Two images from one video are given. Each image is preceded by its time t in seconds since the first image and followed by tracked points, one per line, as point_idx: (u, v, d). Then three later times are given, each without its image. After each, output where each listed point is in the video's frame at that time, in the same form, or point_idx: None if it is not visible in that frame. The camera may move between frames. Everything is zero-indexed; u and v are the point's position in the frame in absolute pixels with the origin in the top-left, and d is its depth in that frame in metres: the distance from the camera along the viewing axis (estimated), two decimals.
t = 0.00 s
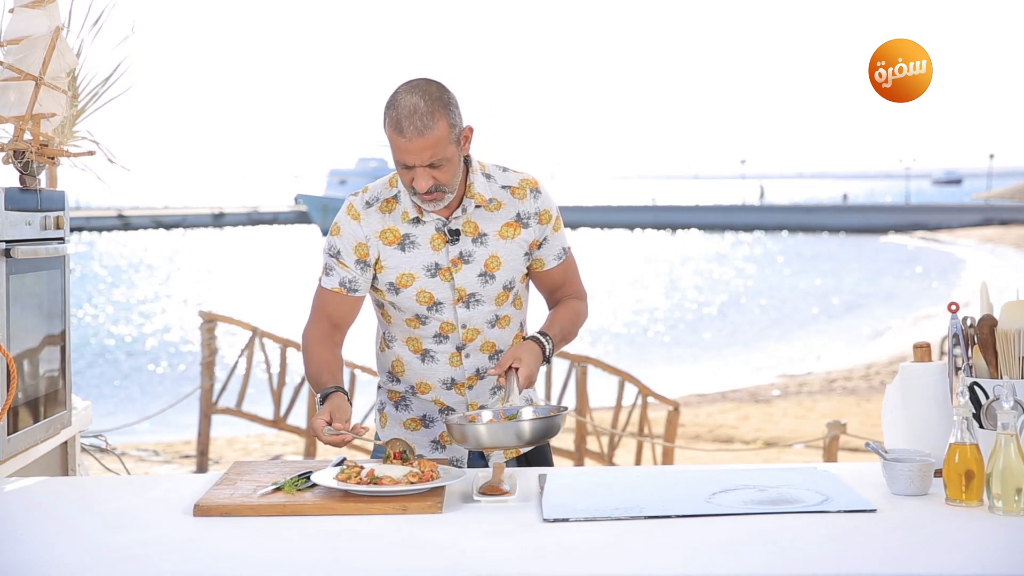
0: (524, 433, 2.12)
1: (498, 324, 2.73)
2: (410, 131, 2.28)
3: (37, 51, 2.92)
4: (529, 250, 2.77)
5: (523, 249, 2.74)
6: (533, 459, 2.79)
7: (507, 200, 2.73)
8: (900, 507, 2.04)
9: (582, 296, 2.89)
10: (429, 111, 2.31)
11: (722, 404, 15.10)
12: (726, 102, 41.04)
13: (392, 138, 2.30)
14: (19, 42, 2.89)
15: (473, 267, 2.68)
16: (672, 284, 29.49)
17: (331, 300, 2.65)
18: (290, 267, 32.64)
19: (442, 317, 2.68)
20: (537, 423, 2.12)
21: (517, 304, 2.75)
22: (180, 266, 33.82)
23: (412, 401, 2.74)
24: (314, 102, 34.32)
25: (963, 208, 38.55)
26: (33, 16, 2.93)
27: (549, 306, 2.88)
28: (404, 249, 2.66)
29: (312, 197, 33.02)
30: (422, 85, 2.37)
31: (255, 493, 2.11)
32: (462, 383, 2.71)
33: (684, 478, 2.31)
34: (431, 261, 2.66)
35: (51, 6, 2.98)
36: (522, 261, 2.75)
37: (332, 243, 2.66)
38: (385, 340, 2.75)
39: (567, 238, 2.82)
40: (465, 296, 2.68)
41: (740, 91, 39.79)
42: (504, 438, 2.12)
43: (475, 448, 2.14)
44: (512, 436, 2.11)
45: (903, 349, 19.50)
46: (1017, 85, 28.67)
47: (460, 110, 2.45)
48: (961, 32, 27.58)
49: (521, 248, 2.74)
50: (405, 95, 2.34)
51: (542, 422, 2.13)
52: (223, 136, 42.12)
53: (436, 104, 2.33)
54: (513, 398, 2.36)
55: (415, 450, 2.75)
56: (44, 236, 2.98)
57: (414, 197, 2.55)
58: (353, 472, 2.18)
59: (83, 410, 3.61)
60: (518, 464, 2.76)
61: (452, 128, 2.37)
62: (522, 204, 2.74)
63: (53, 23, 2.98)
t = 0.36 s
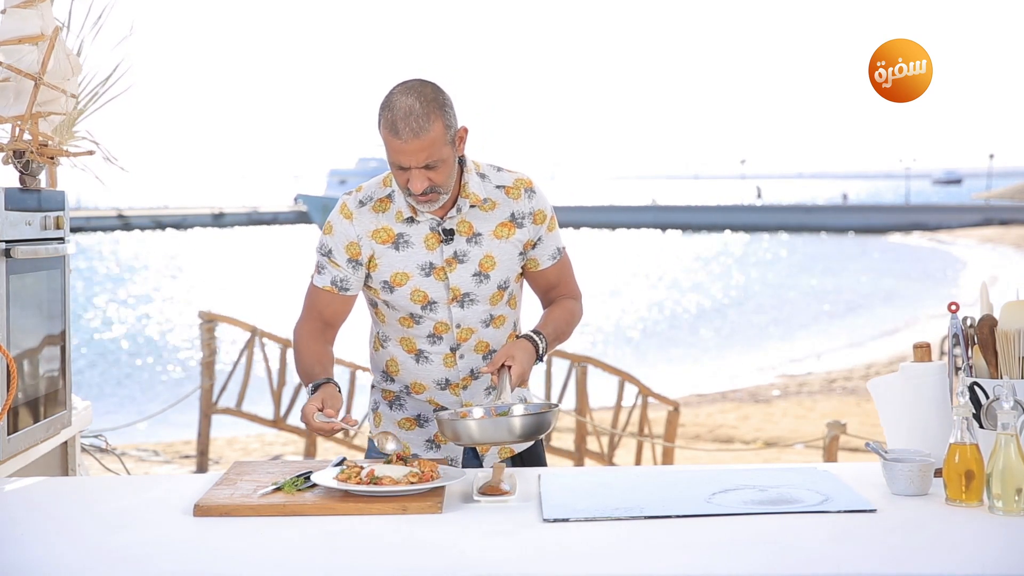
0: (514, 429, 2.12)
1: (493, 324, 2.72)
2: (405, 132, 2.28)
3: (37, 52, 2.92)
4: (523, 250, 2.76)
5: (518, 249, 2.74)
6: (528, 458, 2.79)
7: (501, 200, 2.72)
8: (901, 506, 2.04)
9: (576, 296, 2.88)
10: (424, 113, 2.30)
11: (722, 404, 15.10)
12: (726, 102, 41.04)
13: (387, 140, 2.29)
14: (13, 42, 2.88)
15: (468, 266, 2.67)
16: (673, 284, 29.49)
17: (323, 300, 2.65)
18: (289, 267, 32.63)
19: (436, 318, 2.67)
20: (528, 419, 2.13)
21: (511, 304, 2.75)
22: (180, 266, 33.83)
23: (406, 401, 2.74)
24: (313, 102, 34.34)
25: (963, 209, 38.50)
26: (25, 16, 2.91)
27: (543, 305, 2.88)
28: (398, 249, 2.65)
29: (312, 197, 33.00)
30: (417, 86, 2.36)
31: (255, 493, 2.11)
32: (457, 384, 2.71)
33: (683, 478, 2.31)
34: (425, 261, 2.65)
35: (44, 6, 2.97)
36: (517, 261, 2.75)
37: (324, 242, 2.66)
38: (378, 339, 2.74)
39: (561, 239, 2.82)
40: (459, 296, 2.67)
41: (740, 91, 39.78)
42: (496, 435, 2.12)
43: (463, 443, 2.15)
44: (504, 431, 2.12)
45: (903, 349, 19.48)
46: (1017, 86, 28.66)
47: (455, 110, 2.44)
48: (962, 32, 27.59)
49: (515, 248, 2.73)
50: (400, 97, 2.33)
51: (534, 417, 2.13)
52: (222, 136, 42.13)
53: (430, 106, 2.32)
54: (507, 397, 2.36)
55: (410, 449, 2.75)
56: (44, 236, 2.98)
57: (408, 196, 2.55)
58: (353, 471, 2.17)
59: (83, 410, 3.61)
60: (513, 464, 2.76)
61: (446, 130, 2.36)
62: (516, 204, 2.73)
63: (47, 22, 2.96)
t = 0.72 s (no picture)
0: (512, 428, 2.12)
1: (489, 324, 2.72)
2: (400, 136, 2.27)
3: (38, 52, 2.91)
4: (517, 249, 2.76)
5: (511, 248, 2.74)
6: (527, 457, 2.80)
7: (494, 200, 2.72)
8: (902, 507, 2.04)
9: (570, 295, 2.88)
10: (417, 115, 2.30)
11: (722, 404, 15.10)
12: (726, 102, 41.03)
13: (380, 143, 2.29)
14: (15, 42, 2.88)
15: (462, 267, 2.67)
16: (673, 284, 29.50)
17: (317, 303, 2.64)
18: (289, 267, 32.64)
19: (431, 320, 2.67)
20: (525, 419, 2.12)
21: (506, 304, 2.75)
22: (180, 267, 33.82)
23: (402, 402, 2.74)
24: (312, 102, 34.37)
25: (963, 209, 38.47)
26: (26, 17, 2.90)
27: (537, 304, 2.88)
28: (392, 251, 2.64)
29: (312, 198, 32.99)
30: (409, 88, 2.36)
31: (255, 494, 2.11)
32: (453, 385, 2.71)
33: (682, 479, 2.31)
34: (420, 263, 2.65)
35: (46, 6, 2.95)
36: (511, 261, 2.75)
37: (318, 247, 2.65)
38: (373, 341, 2.74)
39: (555, 237, 2.81)
40: (454, 297, 2.67)
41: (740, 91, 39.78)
42: (494, 434, 2.12)
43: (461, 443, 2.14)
44: (502, 430, 2.12)
45: (903, 350, 19.46)
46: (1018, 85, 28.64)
47: (447, 112, 2.44)
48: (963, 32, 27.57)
49: (509, 248, 2.73)
50: (392, 100, 2.33)
51: (531, 417, 2.13)
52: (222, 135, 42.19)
53: (423, 108, 2.32)
54: (502, 397, 2.37)
55: (406, 450, 2.75)
56: (44, 236, 2.98)
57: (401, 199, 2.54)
58: (353, 472, 2.17)
59: (83, 410, 3.61)
60: (510, 463, 2.77)
61: (440, 132, 2.35)
62: (509, 204, 2.73)
63: (50, 22, 2.96)
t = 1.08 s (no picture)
0: (511, 434, 2.12)
1: (484, 324, 2.72)
2: (402, 135, 2.26)
3: (36, 52, 2.90)
4: (514, 250, 2.76)
5: (508, 249, 2.74)
6: (523, 459, 2.80)
7: (491, 200, 2.72)
8: (900, 506, 2.05)
9: (566, 295, 2.89)
10: (420, 115, 2.29)
11: (722, 404, 15.08)
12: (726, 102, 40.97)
13: (381, 142, 2.28)
14: (13, 42, 2.87)
15: (459, 267, 2.67)
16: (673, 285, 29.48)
17: (313, 301, 2.64)
18: (288, 267, 32.62)
19: (427, 319, 2.66)
20: (525, 424, 2.12)
21: (502, 303, 2.74)
22: (180, 267, 33.80)
23: (398, 401, 2.74)
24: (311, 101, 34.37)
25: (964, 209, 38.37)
26: (25, 16, 2.89)
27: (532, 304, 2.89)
28: (389, 250, 2.64)
29: (312, 198, 33.01)
30: (411, 88, 2.35)
31: (255, 494, 2.11)
32: (449, 384, 2.71)
33: (682, 479, 2.31)
34: (417, 262, 2.64)
35: (43, 6, 2.95)
36: (507, 260, 2.75)
37: (315, 244, 2.65)
38: (369, 340, 2.73)
39: (551, 238, 2.83)
40: (451, 297, 2.66)
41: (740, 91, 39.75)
42: (494, 439, 2.12)
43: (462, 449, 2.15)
44: (502, 436, 2.11)
45: (904, 350, 19.44)
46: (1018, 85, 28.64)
47: (449, 111, 2.43)
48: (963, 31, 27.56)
49: (506, 247, 2.73)
50: (394, 100, 2.32)
51: (531, 422, 2.12)
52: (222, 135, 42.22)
53: (426, 108, 2.31)
54: (497, 399, 2.38)
55: (402, 450, 2.74)
56: (44, 236, 2.98)
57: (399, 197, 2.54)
58: (353, 472, 2.17)
59: (83, 410, 3.61)
60: (506, 464, 2.77)
61: (442, 131, 2.35)
62: (506, 205, 2.73)
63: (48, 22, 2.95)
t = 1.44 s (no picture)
0: (517, 435, 2.13)
1: (484, 323, 2.72)
2: (408, 137, 2.25)
3: (38, 52, 2.90)
4: (512, 248, 2.77)
5: (508, 247, 2.74)
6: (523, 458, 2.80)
7: (490, 200, 2.72)
8: (901, 507, 2.05)
9: (563, 293, 2.90)
10: (424, 118, 2.29)
11: (722, 404, 15.07)
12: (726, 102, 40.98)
13: (386, 145, 2.27)
14: (16, 43, 2.87)
15: (460, 267, 2.67)
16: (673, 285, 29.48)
17: (312, 304, 2.63)
18: (288, 267, 32.64)
19: (429, 319, 2.66)
20: (530, 424, 2.13)
21: (501, 302, 2.75)
22: (179, 266, 33.78)
23: (398, 403, 2.73)
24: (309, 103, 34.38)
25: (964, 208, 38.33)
26: (30, 15, 2.89)
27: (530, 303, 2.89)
28: (390, 252, 2.63)
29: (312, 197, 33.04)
30: (415, 91, 2.34)
31: (255, 494, 2.11)
32: (450, 384, 2.71)
33: (681, 479, 2.30)
34: (418, 263, 2.64)
35: (49, 5, 2.95)
36: (506, 259, 2.75)
37: (313, 247, 2.63)
38: (368, 342, 2.72)
39: (548, 236, 2.83)
40: (452, 297, 2.66)
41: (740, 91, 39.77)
42: (496, 440, 2.12)
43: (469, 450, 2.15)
44: (505, 437, 2.12)
45: (904, 350, 19.44)
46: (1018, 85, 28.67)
47: (450, 114, 2.42)
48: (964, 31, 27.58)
49: (505, 246, 2.73)
50: (398, 102, 2.31)
51: (535, 423, 2.13)
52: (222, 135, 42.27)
53: (430, 111, 2.30)
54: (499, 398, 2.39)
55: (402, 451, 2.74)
56: (44, 236, 2.98)
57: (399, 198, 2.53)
58: (353, 471, 2.17)
59: (83, 410, 3.61)
60: (506, 463, 2.77)
61: (445, 134, 2.35)
62: (505, 204, 2.73)
63: (51, 22, 2.95)
